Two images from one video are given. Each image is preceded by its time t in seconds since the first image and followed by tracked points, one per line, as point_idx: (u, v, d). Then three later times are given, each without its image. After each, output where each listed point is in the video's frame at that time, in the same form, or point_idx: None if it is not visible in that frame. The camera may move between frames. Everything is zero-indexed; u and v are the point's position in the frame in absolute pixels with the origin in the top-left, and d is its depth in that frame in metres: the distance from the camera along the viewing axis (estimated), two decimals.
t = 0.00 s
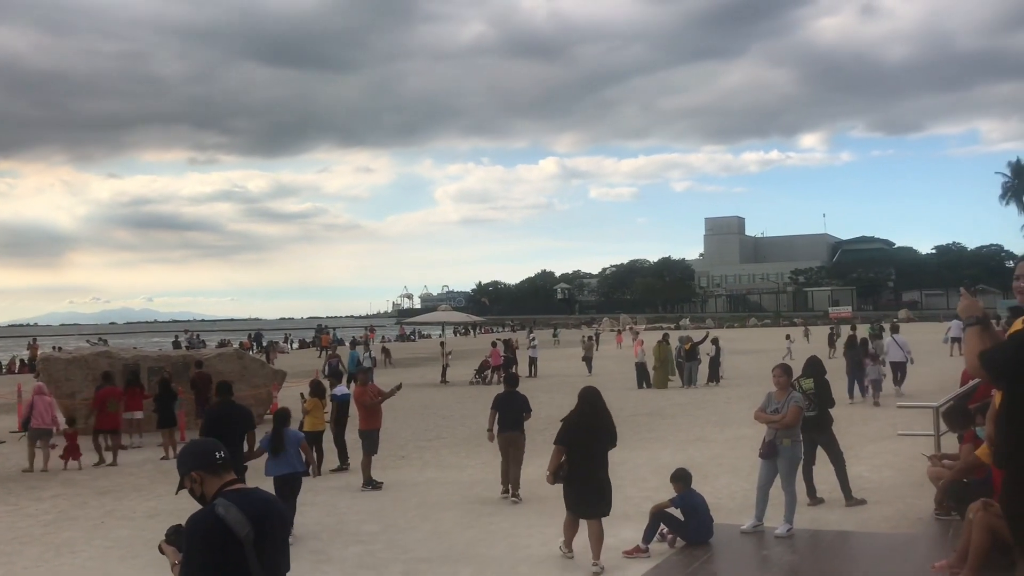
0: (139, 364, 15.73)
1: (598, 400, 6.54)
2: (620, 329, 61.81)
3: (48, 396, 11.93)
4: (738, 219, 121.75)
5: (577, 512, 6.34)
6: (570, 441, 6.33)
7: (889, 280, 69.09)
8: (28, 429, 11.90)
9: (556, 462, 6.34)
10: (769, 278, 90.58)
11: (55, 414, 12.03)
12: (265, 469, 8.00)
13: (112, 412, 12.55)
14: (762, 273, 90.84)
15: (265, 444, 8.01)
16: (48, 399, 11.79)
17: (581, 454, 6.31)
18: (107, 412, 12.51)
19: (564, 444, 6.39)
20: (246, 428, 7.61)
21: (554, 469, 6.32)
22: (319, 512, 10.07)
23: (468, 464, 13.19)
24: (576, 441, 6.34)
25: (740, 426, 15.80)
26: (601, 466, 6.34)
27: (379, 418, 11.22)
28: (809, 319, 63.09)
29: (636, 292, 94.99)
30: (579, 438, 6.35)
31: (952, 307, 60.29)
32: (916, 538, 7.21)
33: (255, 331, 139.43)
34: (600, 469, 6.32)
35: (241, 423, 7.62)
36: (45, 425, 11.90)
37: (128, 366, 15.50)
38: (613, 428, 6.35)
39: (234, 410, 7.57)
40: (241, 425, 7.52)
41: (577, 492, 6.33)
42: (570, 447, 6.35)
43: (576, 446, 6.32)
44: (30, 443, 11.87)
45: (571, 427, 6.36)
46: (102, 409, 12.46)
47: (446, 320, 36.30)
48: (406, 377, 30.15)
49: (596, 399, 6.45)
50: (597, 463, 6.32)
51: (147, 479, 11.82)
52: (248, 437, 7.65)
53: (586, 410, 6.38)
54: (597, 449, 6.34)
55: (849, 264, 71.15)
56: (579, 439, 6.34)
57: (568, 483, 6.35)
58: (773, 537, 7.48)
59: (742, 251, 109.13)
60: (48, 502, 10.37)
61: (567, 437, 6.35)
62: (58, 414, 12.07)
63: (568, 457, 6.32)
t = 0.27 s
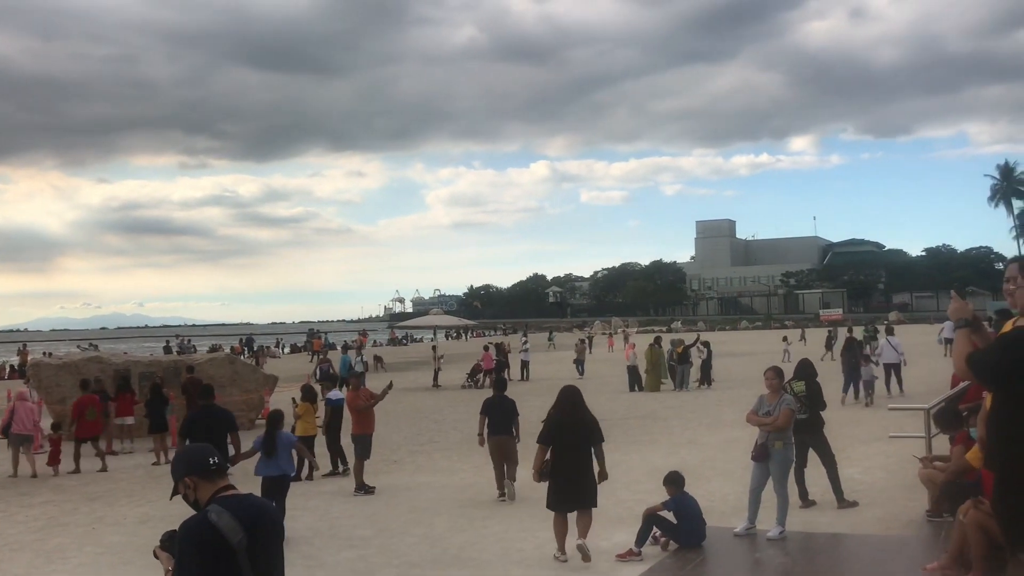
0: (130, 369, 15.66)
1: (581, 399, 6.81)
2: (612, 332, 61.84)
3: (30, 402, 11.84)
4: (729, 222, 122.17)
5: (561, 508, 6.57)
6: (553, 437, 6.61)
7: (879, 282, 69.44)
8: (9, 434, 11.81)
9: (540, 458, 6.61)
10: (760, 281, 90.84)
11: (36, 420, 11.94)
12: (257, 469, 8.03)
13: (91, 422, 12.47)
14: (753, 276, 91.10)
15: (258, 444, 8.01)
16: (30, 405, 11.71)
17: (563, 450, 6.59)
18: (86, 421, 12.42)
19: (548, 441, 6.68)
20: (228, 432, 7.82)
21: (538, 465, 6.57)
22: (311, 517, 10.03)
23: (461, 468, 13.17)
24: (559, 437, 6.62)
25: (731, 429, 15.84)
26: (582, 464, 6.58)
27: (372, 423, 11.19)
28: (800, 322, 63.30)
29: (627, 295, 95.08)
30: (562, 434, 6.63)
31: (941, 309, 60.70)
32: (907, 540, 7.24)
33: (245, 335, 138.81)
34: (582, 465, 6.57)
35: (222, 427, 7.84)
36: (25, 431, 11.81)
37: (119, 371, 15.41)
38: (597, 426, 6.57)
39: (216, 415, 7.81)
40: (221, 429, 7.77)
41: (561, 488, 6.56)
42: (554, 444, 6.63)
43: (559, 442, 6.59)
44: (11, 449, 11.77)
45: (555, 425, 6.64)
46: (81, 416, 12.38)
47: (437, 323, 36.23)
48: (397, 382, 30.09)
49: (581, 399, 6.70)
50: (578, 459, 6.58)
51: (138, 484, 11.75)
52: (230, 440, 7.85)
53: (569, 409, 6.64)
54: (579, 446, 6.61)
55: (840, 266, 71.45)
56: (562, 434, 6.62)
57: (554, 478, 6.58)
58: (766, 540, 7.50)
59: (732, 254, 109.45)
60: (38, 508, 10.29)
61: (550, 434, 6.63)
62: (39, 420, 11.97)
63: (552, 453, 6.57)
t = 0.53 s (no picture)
0: (118, 373, 15.53)
1: (575, 399, 6.99)
2: (602, 335, 61.86)
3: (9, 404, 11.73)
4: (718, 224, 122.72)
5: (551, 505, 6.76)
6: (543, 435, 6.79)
7: (867, 285, 69.78)
8: None
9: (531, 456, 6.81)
10: (749, 283, 91.11)
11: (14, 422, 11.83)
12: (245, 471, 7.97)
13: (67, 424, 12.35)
14: (742, 278, 91.36)
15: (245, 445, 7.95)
16: (9, 407, 11.60)
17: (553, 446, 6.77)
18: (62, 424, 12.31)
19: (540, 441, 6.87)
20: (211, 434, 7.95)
21: (527, 464, 6.80)
22: (299, 521, 9.97)
23: (450, 471, 13.14)
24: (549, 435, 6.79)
25: (721, 431, 15.86)
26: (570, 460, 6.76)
27: (362, 426, 11.15)
28: (789, 324, 63.52)
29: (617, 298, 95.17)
30: (553, 434, 6.81)
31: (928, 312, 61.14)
32: (896, 541, 7.26)
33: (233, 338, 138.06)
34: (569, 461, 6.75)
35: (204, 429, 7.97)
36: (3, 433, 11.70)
37: (107, 375, 15.28)
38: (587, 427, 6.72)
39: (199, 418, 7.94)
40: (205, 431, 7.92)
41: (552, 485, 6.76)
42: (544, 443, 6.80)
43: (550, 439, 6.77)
44: None
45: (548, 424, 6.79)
46: (57, 419, 12.27)
47: (427, 327, 36.13)
48: (386, 385, 29.97)
49: (573, 399, 6.87)
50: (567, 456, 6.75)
51: (126, 489, 11.65)
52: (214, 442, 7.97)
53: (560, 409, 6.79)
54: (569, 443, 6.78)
55: (828, 269, 71.78)
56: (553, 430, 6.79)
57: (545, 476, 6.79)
58: (754, 542, 7.51)
59: (721, 256, 109.76)
60: (24, 513, 10.18)
61: (540, 434, 6.81)
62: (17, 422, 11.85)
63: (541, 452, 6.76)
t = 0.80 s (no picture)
0: (102, 373, 15.39)
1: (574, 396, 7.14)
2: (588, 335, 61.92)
3: None
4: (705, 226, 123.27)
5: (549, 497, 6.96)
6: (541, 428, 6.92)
7: (852, 286, 70.25)
8: None
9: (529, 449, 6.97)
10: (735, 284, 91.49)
11: None
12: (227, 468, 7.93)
13: (42, 426, 12.22)
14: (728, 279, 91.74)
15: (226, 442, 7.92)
16: None
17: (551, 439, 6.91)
18: (37, 425, 12.17)
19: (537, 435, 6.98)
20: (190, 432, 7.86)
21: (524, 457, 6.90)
22: (285, 521, 9.91)
23: (437, 471, 13.11)
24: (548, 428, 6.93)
25: (707, 432, 15.91)
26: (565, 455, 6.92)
27: (348, 426, 11.10)
28: (775, 325, 63.81)
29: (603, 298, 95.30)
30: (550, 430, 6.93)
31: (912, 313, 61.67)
32: (880, 541, 7.30)
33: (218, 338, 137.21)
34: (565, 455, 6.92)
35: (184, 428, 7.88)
36: None
37: (91, 375, 15.14)
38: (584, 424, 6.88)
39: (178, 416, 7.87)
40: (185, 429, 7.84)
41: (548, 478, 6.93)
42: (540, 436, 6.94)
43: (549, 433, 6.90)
44: None
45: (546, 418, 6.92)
46: (32, 420, 12.13)
47: (413, 327, 36.03)
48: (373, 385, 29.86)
49: (573, 394, 7.05)
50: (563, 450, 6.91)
51: (110, 489, 11.54)
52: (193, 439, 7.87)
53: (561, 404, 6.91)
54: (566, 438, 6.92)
55: (813, 270, 72.21)
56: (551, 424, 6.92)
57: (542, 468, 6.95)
58: (739, 542, 7.53)
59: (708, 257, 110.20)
60: (7, 513, 10.06)
61: (536, 429, 6.94)
62: None
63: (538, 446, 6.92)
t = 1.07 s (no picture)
0: (85, 369, 15.23)
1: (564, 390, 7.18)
2: (574, 334, 61.99)
3: None
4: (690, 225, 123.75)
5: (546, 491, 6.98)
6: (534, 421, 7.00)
7: (837, 286, 70.70)
8: None
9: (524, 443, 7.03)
10: (720, 284, 91.88)
11: None
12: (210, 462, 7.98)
13: (18, 423, 12.07)
14: (713, 278, 92.10)
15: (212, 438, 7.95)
16: None
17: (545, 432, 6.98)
18: (12, 422, 12.02)
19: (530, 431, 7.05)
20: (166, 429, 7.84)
21: (519, 450, 6.99)
22: (268, 519, 9.83)
23: (422, 469, 13.07)
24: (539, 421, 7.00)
25: (692, 430, 15.94)
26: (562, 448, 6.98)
27: (334, 423, 11.03)
28: (760, 324, 64.13)
29: (589, 297, 95.34)
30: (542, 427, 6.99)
31: (895, 313, 62.14)
32: (863, 539, 7.34)
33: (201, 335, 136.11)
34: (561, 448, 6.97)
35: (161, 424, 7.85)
36: None
37: (73, 371, 14.98)
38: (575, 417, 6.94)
39: (154, 412, 7.83)
40: (162, 426, 7.81)
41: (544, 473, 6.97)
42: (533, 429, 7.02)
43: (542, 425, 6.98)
44: None
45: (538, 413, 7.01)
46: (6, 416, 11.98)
47: (399, 325, 35.91)
48: (358, 383, 29.73)
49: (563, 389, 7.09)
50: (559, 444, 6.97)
51: (92, 486, 11.42)
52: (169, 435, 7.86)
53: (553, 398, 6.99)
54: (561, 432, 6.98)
55: (798, 270, 72.61)
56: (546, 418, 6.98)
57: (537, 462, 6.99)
58: (724, 540, 7.54)
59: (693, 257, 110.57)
60: None
61: (530, 424, 7.01)
62: None
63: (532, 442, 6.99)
